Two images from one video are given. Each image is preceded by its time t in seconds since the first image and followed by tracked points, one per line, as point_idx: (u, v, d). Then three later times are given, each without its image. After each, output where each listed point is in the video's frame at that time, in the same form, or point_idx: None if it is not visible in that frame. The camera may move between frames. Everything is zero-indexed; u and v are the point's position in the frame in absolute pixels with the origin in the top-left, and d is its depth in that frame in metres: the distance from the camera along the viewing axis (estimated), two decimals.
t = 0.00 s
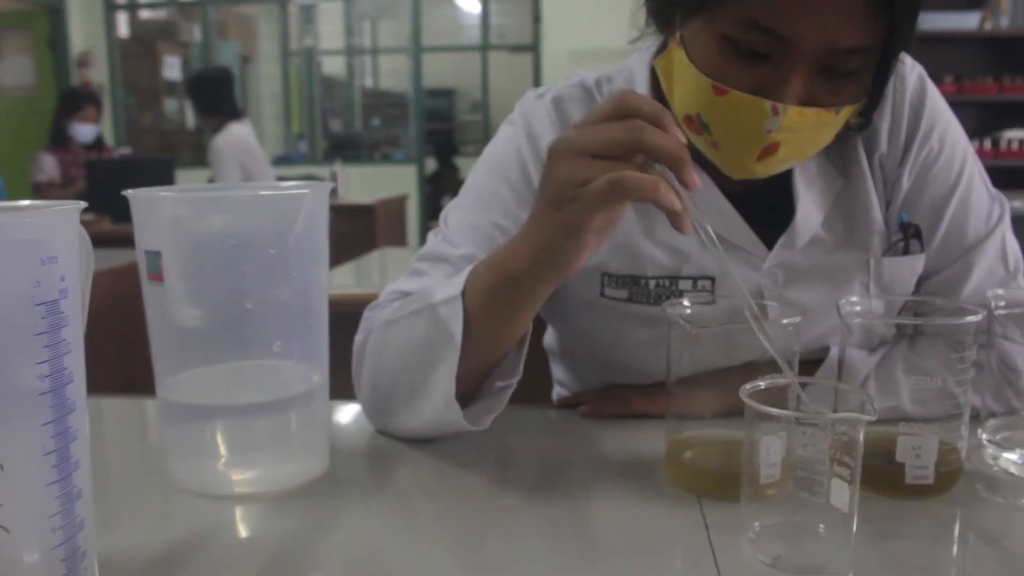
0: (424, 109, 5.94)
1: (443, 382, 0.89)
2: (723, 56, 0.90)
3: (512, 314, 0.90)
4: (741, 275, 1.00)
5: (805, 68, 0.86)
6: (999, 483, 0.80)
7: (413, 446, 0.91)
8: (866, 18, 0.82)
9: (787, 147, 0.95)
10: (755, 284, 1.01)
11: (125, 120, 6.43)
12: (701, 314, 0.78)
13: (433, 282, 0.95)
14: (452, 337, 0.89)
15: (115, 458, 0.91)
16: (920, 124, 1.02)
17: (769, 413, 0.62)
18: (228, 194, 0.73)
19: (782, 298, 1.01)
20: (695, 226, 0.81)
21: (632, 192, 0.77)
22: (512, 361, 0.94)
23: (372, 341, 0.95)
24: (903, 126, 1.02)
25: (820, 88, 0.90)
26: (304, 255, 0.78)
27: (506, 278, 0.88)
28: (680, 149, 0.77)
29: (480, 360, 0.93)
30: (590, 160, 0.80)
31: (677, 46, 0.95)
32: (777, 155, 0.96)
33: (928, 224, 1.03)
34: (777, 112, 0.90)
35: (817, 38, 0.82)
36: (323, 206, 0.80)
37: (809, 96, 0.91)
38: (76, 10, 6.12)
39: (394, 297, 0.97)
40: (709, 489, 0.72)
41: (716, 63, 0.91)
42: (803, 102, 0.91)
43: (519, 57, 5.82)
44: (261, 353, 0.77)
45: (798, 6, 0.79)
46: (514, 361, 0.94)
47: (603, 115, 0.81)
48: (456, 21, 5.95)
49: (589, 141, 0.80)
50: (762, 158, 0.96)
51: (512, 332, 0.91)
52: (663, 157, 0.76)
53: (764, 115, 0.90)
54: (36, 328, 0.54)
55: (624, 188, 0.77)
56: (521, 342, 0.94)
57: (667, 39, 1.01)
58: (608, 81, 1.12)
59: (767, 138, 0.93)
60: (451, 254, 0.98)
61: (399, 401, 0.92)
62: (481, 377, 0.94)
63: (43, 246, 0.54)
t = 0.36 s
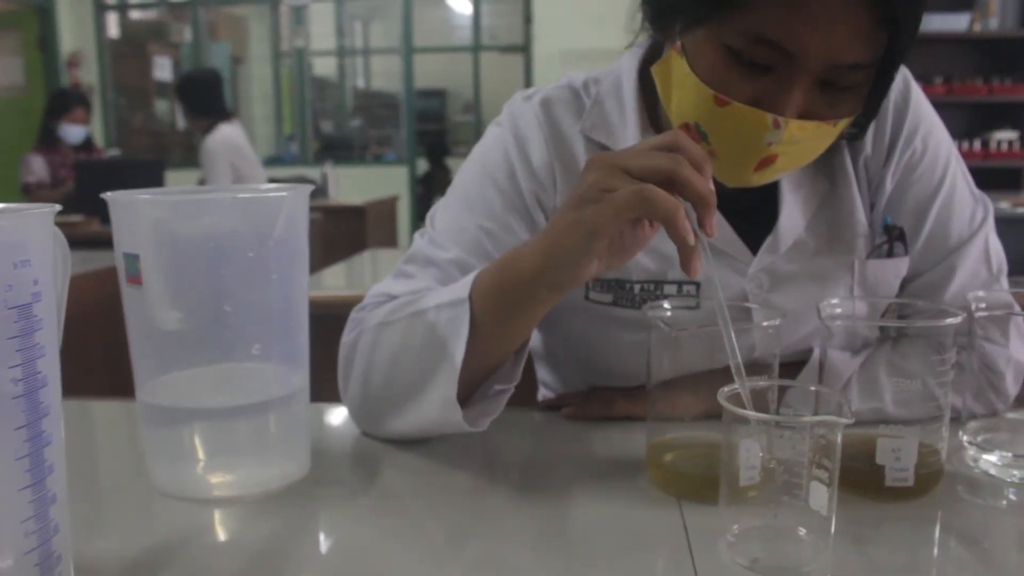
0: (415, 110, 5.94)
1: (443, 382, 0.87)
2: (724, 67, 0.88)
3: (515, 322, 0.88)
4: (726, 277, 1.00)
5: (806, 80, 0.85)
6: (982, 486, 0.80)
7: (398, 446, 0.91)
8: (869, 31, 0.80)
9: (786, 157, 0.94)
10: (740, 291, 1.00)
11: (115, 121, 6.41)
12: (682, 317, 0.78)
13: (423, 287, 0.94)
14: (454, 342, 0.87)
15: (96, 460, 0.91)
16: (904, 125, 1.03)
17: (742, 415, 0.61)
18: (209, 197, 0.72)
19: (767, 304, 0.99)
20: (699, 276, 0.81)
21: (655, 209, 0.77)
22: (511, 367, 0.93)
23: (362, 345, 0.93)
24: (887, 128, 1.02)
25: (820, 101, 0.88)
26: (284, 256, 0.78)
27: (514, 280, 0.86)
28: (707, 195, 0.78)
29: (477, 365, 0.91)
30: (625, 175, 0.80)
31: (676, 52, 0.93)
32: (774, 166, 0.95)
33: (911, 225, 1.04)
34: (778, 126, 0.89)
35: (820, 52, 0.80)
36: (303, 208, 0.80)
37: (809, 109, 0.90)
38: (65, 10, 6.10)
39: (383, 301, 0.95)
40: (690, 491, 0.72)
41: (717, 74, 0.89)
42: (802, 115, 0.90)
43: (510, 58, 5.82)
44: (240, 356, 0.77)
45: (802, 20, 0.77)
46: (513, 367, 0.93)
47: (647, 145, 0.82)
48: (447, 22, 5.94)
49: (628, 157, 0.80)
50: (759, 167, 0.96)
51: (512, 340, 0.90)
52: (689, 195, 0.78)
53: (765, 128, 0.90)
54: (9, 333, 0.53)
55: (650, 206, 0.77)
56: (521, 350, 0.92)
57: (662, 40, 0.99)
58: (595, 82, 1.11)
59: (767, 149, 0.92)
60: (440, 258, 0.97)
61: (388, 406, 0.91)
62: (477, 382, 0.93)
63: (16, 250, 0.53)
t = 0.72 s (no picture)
0: (406, 110, 5.93)
1: (425, 375, 0.87)
2: (705, 64, 0.87)
3: (494, 313, 0.88)
4: (707, 274, 1.00)
5: (786, 77, 0.85)
6: (961, 481, 0.81)
7: (382, 443, 0.90)
8: (849, 28, 0.81)
9: (766, 153, 0.94)
10: (722, 287, 1.01)
11: (104, 121, 6.38)
12: (661, 312, 0.78)
13: (404, 285, 0.94)
14: (435, 335, 0.87)
15: (77, 461, 0.90)
16: (884, 121, 1.03)
17: (719, 411, 0.61)
18: (188, 195, 0.72)
19: (748, 299, 1.00)
20: (674, 267, 0.81)
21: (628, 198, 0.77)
22: (492, 360, 0.93)
23: (344, 341, 0.93)
24: (867, 123, 1.02)
25: (800, 98, 0.88)
26: (262, 255, 0.77)
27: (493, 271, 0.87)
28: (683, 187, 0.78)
29: (457, 358, 0.91)
30: (603, 165, 0.80)
31: (656, 50, 0.93)
32: (755, 161, 0.95)
33: (892, 221, 1.04)
34: (758, 122, 0.89)
35: (800, 48, 0.80)
36: (281, 207, 0.80)
37: (789, 106, 0.90)
38: (54, 10, 6.07)
39: (365, 299, 0.95)
40: (670, 487, 0.72)
41: (698, 71, 0.89)
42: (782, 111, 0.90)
43: (502, 57, 5.82)
44: (219, 355, 0.77)
45: (784, 15, 0.77)
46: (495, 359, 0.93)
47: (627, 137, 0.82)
48: (438, 22, 5.93)
49: (607, 148, 0.81)
50: (739, 163, 0.96)
51: (491, 332, 0.90)
52: (665, 187, 0.77)
53: (745, 124, 0.89)
54: None
55: (625, 196, 0.77)
56: (502, 344, 0.92)
57: (643, 37, 0.98)
58: (576, 80, 1.11)
59: (747, 146, 0.92)
60: (421, 256, 0.97)
61: (371, 403, 0.90)
62: (459, 376, 0.93)
63: None
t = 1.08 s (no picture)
0: (398, 108, 5.92)
1: (408, 369, 0.87)
2: (684, 61, 0.87)
3: (475, 305, 0.88)
4: (691, 271, 1.00)
5: (766, 72, 0.84)
6: (944, 478, 0.80)
7: (365, 441, 0.90)
8: (830, 23, 0.80)
9: (747, 150, 0.94)
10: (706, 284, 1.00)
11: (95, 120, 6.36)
12: (642, 309, 0.77)
13: (386, 281, 0.94)
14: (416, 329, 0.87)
15: (59, 460, 0.90)
16: (867, 117, 1.03)
17: (699, 409, 0.61)
18: (165, 193, 0.72)
19: (731, 295, 0.98)
20: (652, 257, 0.81)
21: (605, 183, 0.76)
22: (474, 355, 0.93)
23: (326, 337, 0.93)
24: (851, 119, 1.02)
25: (781, 93, 0.88)
26: (242, 253, 0.77)
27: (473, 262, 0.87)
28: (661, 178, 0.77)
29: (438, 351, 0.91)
30: (582, 154, 0.80)
31: (637, 45, 0.92)
32: (736, 158, 0.95)
33: (876, 217, 1.03)
34: (739, 118, 0.89)
35: (780, 42, 0.79)
36: (261, 204, 0.79)
37: (769, 102, 0.89)
38: (44, 8, 6.04)
39: (348, 295, 0.95)
40: (653, 484, 0.72)
41: (677, 67, 0.88)
42: (763, 107, 0.90)
43: (494, 55, 5.82)
44: (198, 354, 0.76)
45: (764, 9, 0.77)
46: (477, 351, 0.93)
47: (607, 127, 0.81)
48: (430, 19, 5.92)
49: (587, 138, 0.80)
50: (721, 160, 0.96)
51: (472, 324, 0.90)
52: (644, 178, 0.77)
53: (725, 120, 0.89)
54: None
55: (603, 185, 0.77)
56: (484, 336, 0.93)
57: (624, 33, 0.98)
58: (559, 77, 1.11)
59: (727, 142, 0.92)
60: (403, 253, 0.97)
61: (353, 400, 0.90)
62: (440, 369, 0.93)
63: None
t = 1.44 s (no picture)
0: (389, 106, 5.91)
1: (386, 362, 0.87)
2: (658, 56, 0.87)
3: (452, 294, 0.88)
4: (673, 267, 1.00)
5: (741, 65, 0.84)
6: (928, 471, 0.80)
7: (347, 439, 0.90)
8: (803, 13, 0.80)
9: (723, 145, 0.94)
10: (689, 279, 1.00)
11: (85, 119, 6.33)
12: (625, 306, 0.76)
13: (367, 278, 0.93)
14: (394, 321, 0.86)
15: (40, 462, 0.89)
16: (852, 111, 1.03)
17: (683, 405, 0.61)
18: (142, 192, 0.71)
19: (714, 292, 0.99)
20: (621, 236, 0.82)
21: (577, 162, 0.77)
22: (453, 345, 0.94)
23: (307, 334, 0.92)
24: (835, 114, 1.02)
25: (756, 87, 0.88)
26: (220, 252, 0.76)
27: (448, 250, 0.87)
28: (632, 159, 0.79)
29: (416, 343, 0.91)
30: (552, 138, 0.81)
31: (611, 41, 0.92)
32: (712, 153, 0.95)
33: (860, 212, 1.03)
34: (712, 113, 0.88)
35: (753, 33, 0.79)
36: (240, 203, 0.78)
37: (744, 96, 0.89)
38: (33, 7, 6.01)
39: (328, 292, 0.94)
40: (636, 481, 0.72)
41: (651, 63, 0.88)
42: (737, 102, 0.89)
43: (486, 52, 5.81)
44: (178, 353, 0.75)
45: None
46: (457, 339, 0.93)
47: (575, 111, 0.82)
48: (421, 16, 5.90)
49: (556, 121, 0.81)
50: (697, 155, 0.95)
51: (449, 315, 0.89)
52: (614, 157, 0.78)
53: (698, 115, 0.89)
54: None
55: (574, 164, 0.77)
56: (462, 325, 0.93)
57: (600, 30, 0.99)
58: (542, 73, 1.11)
59: (702, 137, 0.91)
60: (385, 250, 0.96)
61: (334, 398, 0.89)
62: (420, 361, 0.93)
63: None
